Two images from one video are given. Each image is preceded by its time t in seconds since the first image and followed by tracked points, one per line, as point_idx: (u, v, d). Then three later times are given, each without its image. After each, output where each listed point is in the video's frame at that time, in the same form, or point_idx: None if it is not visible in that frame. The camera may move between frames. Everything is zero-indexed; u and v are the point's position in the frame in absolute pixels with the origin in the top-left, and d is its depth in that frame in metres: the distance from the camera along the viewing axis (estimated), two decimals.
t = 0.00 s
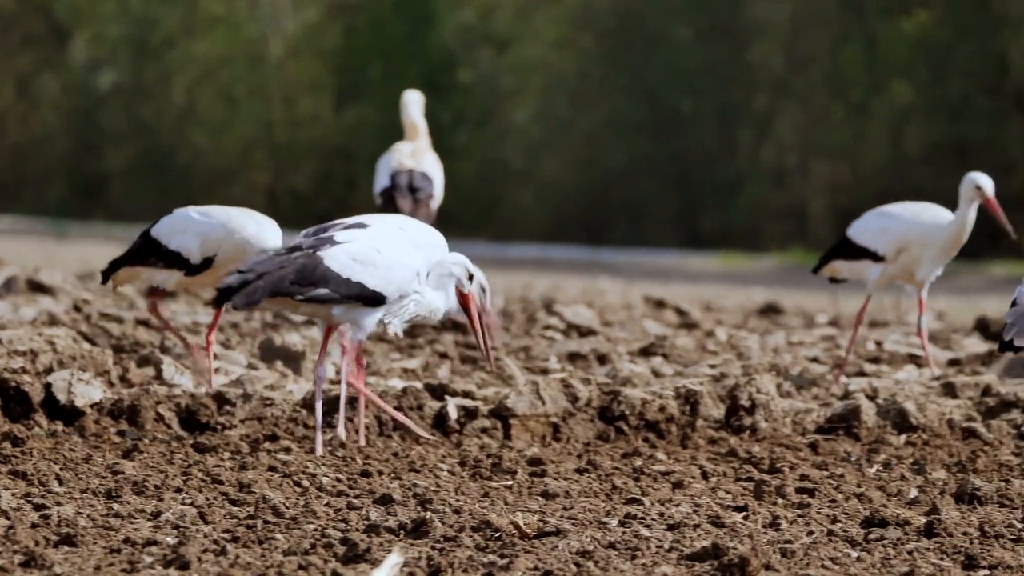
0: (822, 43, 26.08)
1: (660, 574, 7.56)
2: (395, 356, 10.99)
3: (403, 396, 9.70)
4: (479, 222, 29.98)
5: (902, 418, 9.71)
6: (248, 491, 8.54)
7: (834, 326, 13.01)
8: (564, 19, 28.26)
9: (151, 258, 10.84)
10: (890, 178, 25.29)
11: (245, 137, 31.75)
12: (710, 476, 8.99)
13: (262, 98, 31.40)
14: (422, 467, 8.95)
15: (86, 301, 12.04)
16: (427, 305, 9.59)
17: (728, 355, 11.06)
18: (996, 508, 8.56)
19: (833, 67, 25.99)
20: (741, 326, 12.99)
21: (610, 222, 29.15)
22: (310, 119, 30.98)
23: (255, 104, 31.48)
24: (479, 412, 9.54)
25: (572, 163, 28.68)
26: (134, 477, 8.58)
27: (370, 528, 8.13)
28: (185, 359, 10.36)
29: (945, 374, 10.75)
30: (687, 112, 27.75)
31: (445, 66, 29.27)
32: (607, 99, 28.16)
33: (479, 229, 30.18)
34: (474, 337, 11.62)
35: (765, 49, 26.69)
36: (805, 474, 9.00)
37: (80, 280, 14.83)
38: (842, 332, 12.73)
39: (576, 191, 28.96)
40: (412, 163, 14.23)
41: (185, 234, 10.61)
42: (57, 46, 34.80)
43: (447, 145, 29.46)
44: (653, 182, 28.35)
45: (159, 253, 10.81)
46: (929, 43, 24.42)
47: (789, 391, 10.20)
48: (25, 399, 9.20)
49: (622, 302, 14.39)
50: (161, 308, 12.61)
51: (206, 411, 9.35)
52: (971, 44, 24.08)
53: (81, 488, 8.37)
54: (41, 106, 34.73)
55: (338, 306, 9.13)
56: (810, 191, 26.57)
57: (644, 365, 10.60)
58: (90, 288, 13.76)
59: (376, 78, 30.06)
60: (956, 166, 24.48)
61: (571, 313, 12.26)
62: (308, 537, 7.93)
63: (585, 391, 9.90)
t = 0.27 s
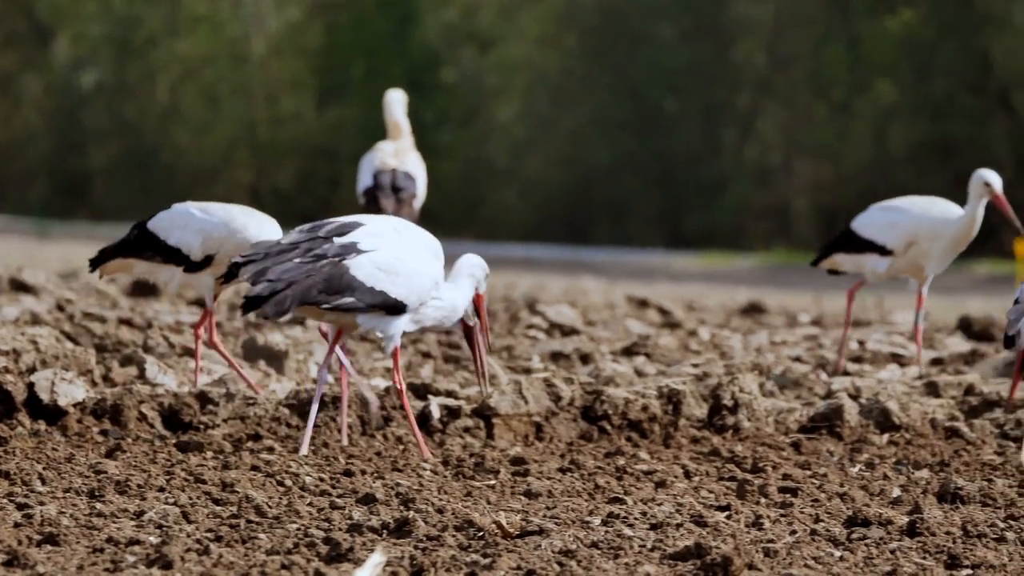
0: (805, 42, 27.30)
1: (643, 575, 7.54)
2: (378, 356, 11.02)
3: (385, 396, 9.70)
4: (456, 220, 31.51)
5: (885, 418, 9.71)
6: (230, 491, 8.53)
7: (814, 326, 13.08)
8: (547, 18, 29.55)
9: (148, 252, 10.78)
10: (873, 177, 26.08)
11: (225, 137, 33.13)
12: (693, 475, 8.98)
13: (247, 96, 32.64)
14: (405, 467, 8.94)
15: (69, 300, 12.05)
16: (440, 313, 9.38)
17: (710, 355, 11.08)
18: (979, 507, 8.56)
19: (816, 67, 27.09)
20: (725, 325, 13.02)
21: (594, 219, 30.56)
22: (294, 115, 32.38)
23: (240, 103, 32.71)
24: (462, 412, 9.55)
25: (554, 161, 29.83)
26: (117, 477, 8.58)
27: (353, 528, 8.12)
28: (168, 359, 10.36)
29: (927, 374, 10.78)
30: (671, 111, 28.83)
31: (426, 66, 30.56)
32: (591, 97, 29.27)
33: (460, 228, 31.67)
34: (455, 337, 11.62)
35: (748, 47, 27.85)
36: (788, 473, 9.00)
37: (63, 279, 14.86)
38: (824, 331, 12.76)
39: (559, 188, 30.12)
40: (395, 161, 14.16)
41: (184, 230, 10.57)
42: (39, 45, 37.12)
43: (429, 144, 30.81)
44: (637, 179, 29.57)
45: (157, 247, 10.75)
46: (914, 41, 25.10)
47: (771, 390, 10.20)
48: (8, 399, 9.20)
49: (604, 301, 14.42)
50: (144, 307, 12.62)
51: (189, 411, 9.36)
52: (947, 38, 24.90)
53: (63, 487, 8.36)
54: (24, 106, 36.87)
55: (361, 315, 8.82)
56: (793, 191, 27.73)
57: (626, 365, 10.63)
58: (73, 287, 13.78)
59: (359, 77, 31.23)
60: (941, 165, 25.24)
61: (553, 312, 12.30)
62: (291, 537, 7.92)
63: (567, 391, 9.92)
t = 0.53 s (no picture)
0: (790, 45, 26.30)
1: (627, 574, 7.56)
2: (363, 356, 11.02)
3: (370, 396, 9.70)
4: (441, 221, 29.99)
5: (869, 418, 9.74)
6: (215, 491, 8.53)
7: (799, 327, 13.11)
8: (531, 17, 28.36)
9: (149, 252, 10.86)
10: (857, 178, 25.52)
11: (211, 137, 32.06)
12: (677, 475, 8.98)
13: (231, 97, 31.65)
14: (390, 467, 8.95)
15: (54, 301, 12.03)
16: (462, 309, 9.73)
17: (694, 355, 11.09)
18: (964, 507, 8.56)
19: (801, 70, 26.18)
20: (710, 326, 13.04)
21: (578, 221, 29.13)
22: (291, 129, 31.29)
23: (224, 103, 31.71)
24: (447, 413, 9.59)
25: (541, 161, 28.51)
26: (102, 477, 8.59)
27: (338, 528, 8.13)
28: (153, 359, 10.37)
29: (912, 374, 10.80)
30: (655, 111, 27.62)
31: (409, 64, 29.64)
32: (575, 97, 28.02)
33: (443, 230, 30.33)
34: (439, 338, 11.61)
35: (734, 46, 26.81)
36: (772, 474, 9.00)
37: (47, 280, 14.81)
38: (809, 332, 12.77)
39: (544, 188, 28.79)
40: (380, 162, 14.20)
41: (189, 235, 10.66)
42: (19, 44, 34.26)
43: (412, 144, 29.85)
44: (624, 179, 28.32)
45: (159, 248, 10.83)
46: (898, 42, 24.51)
47: (756, 391, 10.21)
48: None
49: (590, 302, 14.40)
50: (129, 308, 12.60)
51: (174, 411, 9.38)
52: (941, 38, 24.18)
53: (49, 488, 8.37)
54: None
55: (385, 304, 9.18)
56: (777, 190, 26.81)
57: (611, 365, 10.65)
58: (58, 288, 13.75)
59: (342, 77, 30.47)
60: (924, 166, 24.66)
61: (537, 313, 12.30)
62: (276, 537, 7.93)
63: (552, 391, 9.94)
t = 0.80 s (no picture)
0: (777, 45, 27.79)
1: (614, 574, 7.55)
2: (350, 356, 11.02)
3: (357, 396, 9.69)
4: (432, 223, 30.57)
5: (855, 418, 9.74)
6: (201, 491, 8.53)
7: (786, 327, 13.12)
8: (513, 18, 29.07)
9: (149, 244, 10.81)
10: (844, 177, 26.83)
11: (198, 137, 31.20)
12: (664, 475, 8.98)
13: (217, 96, 30.87)
14: (376, 467, 8.94)
15: (41, 301, 12.01)
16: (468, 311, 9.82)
17: (682, 355, 11.10)
18: (950, 507, 8.56)
19: (787, 71, 27.51)
20: (697, 326, 13.07)
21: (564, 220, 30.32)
22: (288, 130, 30.65)
23: (210, 103, 30.87)
24: (433, 412, 9.60)
25: (525, 162, 29.53)
26: (89, 477, 8.59)
27: (324, 528, 8.12)
28: (140, 359, 10.37)
29: (899, 374, 10.81)
30: (641, 111, 28.82)
31: (401, 61, 29.50)
32: (559, 98, 28.93)
33: (429, 227, 30.53)
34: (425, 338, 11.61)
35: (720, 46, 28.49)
36: (759, 474, 8.99)
37: (33, 280, 14.79)
38: (796, 331, 12.79)
39: (528, 186, 29.80)
40: (367, 162, 14.23)
41: (193, 237, 10.62)
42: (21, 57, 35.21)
43: (402, 144, 29.89)
44: (610, 180, 29.55)
45: (160, 244, 10.79)
46: (886, 42, 25.56)
47: (742, 390, 10.21)
48: None
49: (577, 301, 14.41)
50: (116, 308, 12.59)
51: (161, 411, 9.38)
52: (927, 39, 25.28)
53: (35, 487, 8.37)
54: None
55: (398, 303, 9.25)
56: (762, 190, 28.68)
57: (597, 365, 10.66)
58: (45, 288, 13.73)
59: (331, 76, 29.86)
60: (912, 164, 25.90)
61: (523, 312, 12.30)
62: (263, 537, 7.93)
63: (538, 391, 9.96)
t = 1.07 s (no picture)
0: (761, 42, 28.48)
1: (598, 574, 7.56)
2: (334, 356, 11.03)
3: (340, 396, 9.69)
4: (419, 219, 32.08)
5: (839, 418, 9.74)
6: (185, 491, 8.52)
7: (769, 327, 13.15)
8: (501, 18, 30.58)
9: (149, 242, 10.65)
10: (829, 177, 27.51)
11: (181, 138, 34.00)
12: (648, 475, 8.98)
13: (202, 98, 33.76)
14: (360, 467, 8.94)
15: (24, 301, 12.01)
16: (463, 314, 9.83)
17: (665, 355, 11.13)
18: (934, 507, 8.56)
19: (773, 74, 28.16)
20: (679, 325, 13.12)
21: (548, 219, 31.25)
22: (276, 134, 33.40)
23: (195, 104, 33.77)
24: (417, 413, 9.60)
25: (510, 162, 30.75)
26: (72, 477, 8.58)
27: (308, 528, 8.11)
28: (124, 360, 10.37)
29: (882, 374, 10.83)
30: (624, 111, 29.76)
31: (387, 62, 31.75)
32: (545, 97, 30.04)
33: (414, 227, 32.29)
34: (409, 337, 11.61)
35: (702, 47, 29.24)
36: (742, 474, 9.00)
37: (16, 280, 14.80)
38: (780, 332, 12.82)
39: (514, 186, 30.99)
40: (350, 162, 14.23)
41: (194, 243, 10.47)
42: None
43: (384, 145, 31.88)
44: (594, 179, 30.47)
45: (159, 245, 10.63)
46: (869, 42, 26.38)
47: (726, 390, 10.21)
48: None
49: (560, 301, 14.45)
50: (99, 308, 12.60)
51: (144, 411, 9.38)
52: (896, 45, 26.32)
53: (18, 488, 8.36)
54: None
55: (406, 310, 9.24)
56: (748, 190, 29.24)
57: (581, 365, 10.67)
58: (28, 288, 13.74)
59: (312, 77, 32.75)
60: (895, 165, 26.72)
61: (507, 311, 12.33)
62: (246, 537, 7.92)
63: (521, 391, 9.95)
